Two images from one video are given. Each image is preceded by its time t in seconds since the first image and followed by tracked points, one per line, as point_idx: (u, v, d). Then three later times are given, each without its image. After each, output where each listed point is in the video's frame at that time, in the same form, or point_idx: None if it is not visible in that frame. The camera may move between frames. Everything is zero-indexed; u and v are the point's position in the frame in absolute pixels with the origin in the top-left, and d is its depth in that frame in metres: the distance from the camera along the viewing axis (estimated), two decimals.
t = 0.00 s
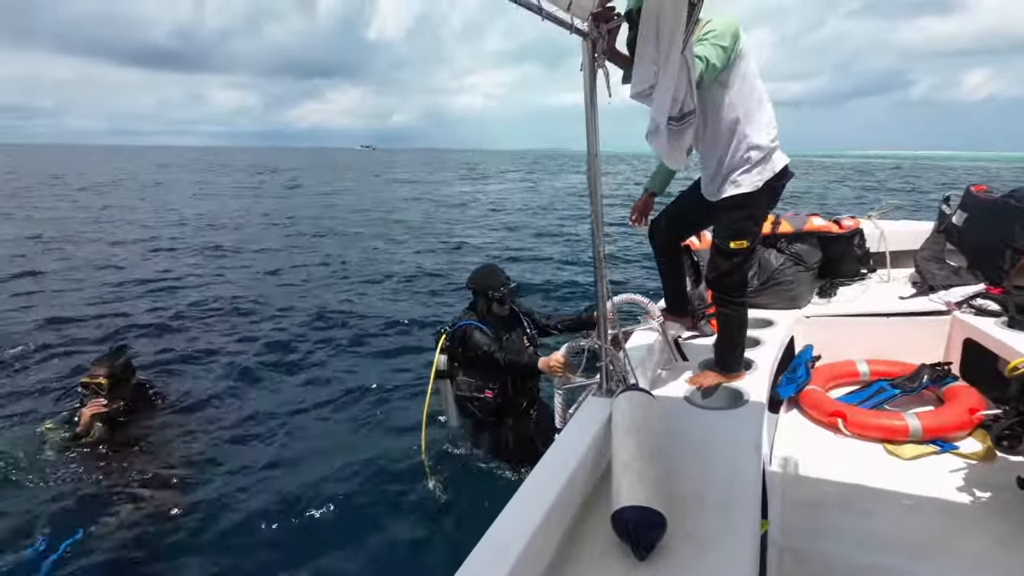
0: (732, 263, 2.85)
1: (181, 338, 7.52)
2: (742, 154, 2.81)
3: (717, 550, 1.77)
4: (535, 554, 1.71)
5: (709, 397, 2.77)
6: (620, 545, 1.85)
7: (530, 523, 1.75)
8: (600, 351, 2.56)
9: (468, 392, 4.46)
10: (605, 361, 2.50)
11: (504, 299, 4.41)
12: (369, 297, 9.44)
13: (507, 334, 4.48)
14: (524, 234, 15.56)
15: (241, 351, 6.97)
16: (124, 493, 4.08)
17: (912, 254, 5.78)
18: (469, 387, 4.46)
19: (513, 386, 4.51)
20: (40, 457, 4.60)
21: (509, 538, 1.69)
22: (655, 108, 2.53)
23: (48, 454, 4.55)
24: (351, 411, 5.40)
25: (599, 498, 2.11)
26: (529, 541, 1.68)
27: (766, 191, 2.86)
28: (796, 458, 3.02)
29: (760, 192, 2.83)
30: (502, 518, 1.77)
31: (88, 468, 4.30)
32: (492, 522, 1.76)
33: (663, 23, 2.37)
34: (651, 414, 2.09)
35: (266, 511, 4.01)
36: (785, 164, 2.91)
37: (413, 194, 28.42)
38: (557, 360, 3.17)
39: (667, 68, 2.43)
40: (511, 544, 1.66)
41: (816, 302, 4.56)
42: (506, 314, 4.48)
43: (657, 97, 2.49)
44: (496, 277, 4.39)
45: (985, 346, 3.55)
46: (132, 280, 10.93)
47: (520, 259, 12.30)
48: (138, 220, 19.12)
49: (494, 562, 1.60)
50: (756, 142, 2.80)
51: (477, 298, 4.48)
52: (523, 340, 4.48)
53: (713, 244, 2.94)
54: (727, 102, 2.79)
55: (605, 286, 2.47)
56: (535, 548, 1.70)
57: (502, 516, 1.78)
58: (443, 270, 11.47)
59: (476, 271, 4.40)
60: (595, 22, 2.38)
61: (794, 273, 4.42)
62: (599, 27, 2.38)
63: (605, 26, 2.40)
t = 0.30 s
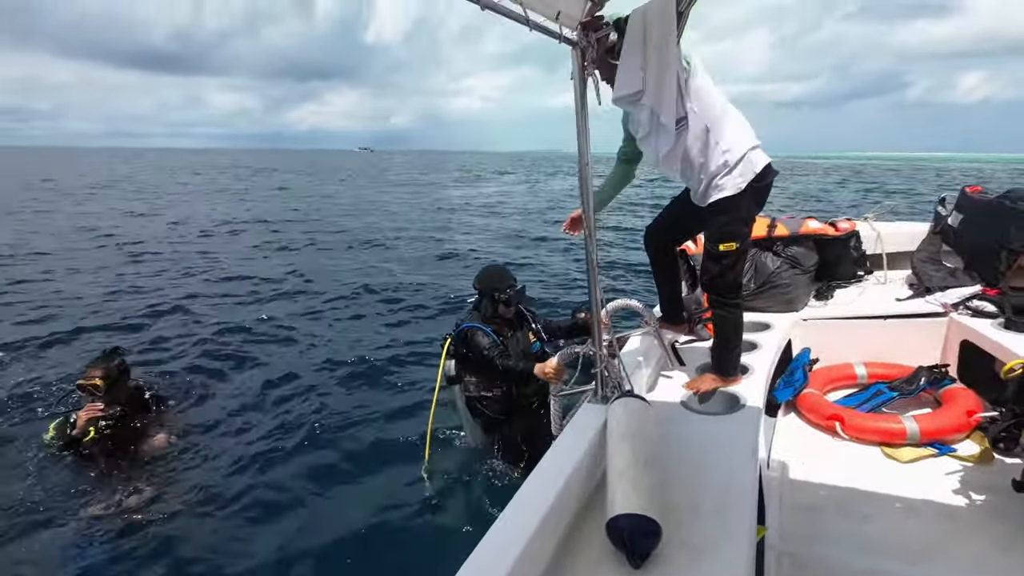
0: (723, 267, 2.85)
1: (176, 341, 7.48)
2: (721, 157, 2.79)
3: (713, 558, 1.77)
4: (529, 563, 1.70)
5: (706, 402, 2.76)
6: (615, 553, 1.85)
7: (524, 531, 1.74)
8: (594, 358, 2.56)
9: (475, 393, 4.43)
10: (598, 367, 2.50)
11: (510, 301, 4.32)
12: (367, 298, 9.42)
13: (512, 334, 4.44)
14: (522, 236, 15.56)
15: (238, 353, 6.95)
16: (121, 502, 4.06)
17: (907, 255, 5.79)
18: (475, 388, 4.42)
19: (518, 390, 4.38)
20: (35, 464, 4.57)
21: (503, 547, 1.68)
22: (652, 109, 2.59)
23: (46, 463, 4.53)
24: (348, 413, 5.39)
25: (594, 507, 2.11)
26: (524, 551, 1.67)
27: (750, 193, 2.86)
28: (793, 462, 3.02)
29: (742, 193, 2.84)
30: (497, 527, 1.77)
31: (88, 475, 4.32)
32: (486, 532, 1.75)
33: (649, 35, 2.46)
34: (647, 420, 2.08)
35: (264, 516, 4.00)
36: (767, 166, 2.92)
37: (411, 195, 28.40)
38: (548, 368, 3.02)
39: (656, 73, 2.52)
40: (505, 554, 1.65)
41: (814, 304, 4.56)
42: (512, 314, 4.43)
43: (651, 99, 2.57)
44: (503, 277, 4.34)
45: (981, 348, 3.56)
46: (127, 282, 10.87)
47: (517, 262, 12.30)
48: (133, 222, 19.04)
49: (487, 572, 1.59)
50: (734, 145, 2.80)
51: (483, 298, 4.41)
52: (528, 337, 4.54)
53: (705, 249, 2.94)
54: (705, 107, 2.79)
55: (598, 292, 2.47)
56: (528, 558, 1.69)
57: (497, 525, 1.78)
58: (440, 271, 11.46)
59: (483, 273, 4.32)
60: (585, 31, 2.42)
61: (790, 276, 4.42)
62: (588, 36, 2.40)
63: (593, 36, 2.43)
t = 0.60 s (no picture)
0: (710, 267, 2.87)
1: (169, 342, 7.44)
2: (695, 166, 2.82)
3: (703, 564, 1.76)
4: (519, 570, 1.70)
5: (698, 406, 2.77)
6: (604, 560, 1.84)
7: (514, 538, 1.74)
8: (585, 363, 2.58)
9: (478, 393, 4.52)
10: (590, 372, 2.52)
11: (514, 298, 4.34)
12: (361, 301, 9.39)
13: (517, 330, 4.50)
14: (517, 239, 15.56)
15: (231, 355, 6.91)
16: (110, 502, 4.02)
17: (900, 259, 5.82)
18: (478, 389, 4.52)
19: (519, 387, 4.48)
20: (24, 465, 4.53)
21: (493, 554, 1.68)
22: (630, 113, 2.50)
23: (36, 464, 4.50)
24: (341, 414, 5.36)
25: (585, 513, 2.10)
26: (513, 558, 1.67)
27: (729, 190, 2.86)
28: (786, 466, 3.03)
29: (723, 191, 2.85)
30: (486, 534, 1.76)
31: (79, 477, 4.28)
32: (476, 539, 1.75)
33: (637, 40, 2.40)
34: (637, 426, 2.08)
35: (254, 516, 3.96)
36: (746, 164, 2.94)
37: (406, 198, 28.38)
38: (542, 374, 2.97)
39: (643, 75, 2.44)
40: (493, 561, 1.65)
41: (807, 308, 4.58)
42: (517, 312, 4.45)
43: (632, 102, 2.49)
44: (507, 276, 4.37)
45: (972, 351, 3.58)
46: (121, 283, 10.80)
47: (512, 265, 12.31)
48: (127, 224, 18.94)
49: None
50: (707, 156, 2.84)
51: (487, 297, 4.48)
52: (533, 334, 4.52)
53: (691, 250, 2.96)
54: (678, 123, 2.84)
55: (589, 297, 2.47)
56: (516, 567, 1.68)
57: (487, 532, 1.77)
58: (435, 274, 11.45)
59: (484, 273, 4.41)
60: (574, 38, 2.45)
61: (784, 280, 4.44)
62: (578, 43, 2.44)
63: (582, 42, 2.47)
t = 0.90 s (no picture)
0: (698, 270, 2.92)
1: (164, 343, 7.43)
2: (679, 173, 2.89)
3: (696, 566, 1.77)
4: (513, 571, 1.70)
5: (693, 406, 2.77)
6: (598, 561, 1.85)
7: (508, 539, 1.74)
8: (579, 363, 2.58)
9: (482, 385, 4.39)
10: (584, 373, 2.52)
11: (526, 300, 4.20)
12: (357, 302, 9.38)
13: (527, 329, 4.44)
14: (513, 241, 15.56)
15: (226, 356, 6.90)
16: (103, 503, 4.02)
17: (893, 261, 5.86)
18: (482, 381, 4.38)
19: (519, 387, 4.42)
20: (17, 464, 4.51)
21: (486, 556, 1.67)
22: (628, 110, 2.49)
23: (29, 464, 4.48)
24: (336, 415, 5.36)
25: (579, 515, 2.11)
26: (507, 559, 1.67)
27: (717, 193, 2.91)
28: (780, 468, 3.04)
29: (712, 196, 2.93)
30: (480, 535, 1.76)
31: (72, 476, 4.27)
32: (470, 540, 1.75)
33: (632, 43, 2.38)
34: (631, 427, 2.09)
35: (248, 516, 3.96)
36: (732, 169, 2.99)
37: (401, 199, 28.37)
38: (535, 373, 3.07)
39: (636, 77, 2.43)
40: (487, 563, 1.64)
41: (800, 310, 4.60)
42: (529, 311, 4.34)
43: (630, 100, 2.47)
44: (522, 275, 4.22)
45: (963, 354, 3.61)
46: (115, 284, 10.76)
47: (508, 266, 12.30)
48: (121, 224, 18.85)
49: None
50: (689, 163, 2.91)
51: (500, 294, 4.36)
52: (543, 334, 4.48)
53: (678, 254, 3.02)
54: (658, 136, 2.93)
55: (583, 297, 2.48)
56: (510, 569, 1.68)
57: (480, 533, 1.77)
58: (431, 275, 11.44)
59: (501, 270, 4.23)
60: (569, 39, 2.46)
61: (778, 282, 4.46)
62: (573, 44, 2.45)
63: (579, 45, 2.48)
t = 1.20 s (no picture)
0: (709, 279, 2.97)
1: (156, 343, 7.38)
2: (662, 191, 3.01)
3: (691, 566, 1.77)
4: (508, 569, 1.70)
5: (686, 408, 2.78)
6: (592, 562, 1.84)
7: (503, 537, 1.74)
8: (575, 363, 2.59)
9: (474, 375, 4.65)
10: (579, 373, 2.53)
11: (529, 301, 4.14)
12: (351, 304, 9.35)
13: (526, 333, 4.43)
14: (508, 244, 15.56)
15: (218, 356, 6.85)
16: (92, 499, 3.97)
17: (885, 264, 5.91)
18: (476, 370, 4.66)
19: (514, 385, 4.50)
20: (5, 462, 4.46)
21: (481, 554, 1.67)
22: (627, 106, 2.42)
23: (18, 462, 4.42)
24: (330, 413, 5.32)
25: (574, 515, 2.11)
26: (502, 556, 1.67)
27: (706, 203, 3.05)
28: (773, 468, 3.05)
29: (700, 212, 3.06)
30: (475, 533, 1.76)
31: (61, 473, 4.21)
32: (465, 537, 1.74)
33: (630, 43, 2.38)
34: (627, 427, 2.09)
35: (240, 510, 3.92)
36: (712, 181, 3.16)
37: (396, 201, 28.35)
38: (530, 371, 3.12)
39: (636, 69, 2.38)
40: (482, 560, 1.64)
41: (793, 311, 4.64)
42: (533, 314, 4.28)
43: (628, 95, 2.42)
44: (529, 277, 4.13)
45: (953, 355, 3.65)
46: (107, 285, 10.68)
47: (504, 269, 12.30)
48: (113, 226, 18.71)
49: None
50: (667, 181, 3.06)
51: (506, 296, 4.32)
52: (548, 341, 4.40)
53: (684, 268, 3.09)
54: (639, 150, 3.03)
55: (580, 296, 2.49)
56: (505, 567, 1.68)
57: (476, 531, 1.77)
58: (426, 277, 11.42)
59: (504, 271, 4.19)
60: (569, 38, 2.46)
61: (772, 284, 4.54)
62: (573, 42, 2.45)
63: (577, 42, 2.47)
